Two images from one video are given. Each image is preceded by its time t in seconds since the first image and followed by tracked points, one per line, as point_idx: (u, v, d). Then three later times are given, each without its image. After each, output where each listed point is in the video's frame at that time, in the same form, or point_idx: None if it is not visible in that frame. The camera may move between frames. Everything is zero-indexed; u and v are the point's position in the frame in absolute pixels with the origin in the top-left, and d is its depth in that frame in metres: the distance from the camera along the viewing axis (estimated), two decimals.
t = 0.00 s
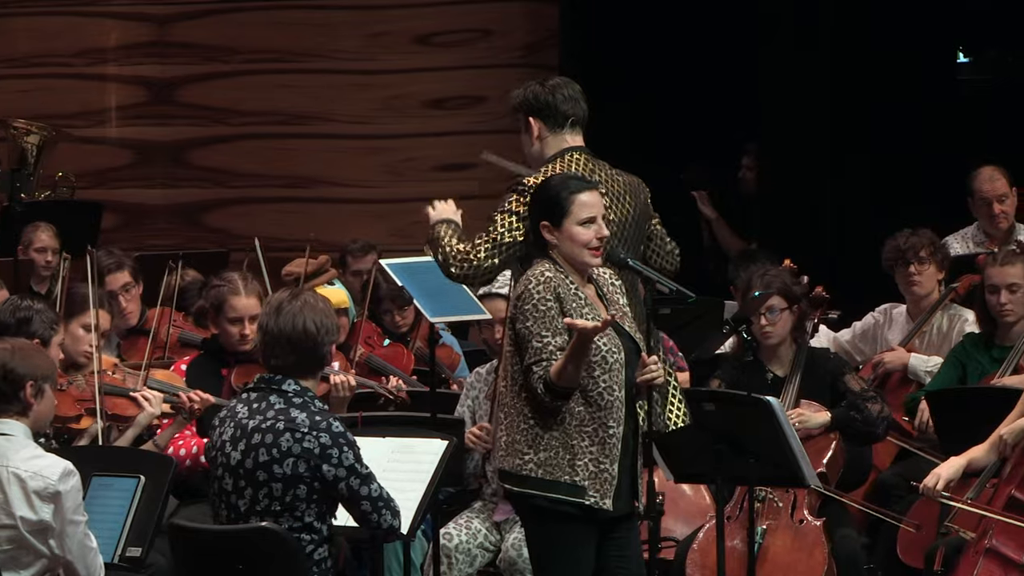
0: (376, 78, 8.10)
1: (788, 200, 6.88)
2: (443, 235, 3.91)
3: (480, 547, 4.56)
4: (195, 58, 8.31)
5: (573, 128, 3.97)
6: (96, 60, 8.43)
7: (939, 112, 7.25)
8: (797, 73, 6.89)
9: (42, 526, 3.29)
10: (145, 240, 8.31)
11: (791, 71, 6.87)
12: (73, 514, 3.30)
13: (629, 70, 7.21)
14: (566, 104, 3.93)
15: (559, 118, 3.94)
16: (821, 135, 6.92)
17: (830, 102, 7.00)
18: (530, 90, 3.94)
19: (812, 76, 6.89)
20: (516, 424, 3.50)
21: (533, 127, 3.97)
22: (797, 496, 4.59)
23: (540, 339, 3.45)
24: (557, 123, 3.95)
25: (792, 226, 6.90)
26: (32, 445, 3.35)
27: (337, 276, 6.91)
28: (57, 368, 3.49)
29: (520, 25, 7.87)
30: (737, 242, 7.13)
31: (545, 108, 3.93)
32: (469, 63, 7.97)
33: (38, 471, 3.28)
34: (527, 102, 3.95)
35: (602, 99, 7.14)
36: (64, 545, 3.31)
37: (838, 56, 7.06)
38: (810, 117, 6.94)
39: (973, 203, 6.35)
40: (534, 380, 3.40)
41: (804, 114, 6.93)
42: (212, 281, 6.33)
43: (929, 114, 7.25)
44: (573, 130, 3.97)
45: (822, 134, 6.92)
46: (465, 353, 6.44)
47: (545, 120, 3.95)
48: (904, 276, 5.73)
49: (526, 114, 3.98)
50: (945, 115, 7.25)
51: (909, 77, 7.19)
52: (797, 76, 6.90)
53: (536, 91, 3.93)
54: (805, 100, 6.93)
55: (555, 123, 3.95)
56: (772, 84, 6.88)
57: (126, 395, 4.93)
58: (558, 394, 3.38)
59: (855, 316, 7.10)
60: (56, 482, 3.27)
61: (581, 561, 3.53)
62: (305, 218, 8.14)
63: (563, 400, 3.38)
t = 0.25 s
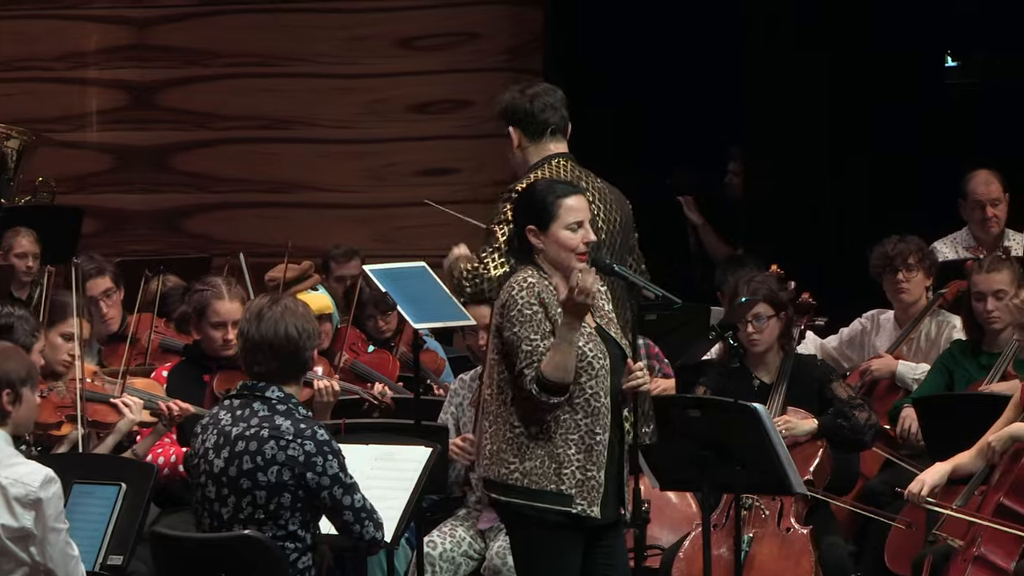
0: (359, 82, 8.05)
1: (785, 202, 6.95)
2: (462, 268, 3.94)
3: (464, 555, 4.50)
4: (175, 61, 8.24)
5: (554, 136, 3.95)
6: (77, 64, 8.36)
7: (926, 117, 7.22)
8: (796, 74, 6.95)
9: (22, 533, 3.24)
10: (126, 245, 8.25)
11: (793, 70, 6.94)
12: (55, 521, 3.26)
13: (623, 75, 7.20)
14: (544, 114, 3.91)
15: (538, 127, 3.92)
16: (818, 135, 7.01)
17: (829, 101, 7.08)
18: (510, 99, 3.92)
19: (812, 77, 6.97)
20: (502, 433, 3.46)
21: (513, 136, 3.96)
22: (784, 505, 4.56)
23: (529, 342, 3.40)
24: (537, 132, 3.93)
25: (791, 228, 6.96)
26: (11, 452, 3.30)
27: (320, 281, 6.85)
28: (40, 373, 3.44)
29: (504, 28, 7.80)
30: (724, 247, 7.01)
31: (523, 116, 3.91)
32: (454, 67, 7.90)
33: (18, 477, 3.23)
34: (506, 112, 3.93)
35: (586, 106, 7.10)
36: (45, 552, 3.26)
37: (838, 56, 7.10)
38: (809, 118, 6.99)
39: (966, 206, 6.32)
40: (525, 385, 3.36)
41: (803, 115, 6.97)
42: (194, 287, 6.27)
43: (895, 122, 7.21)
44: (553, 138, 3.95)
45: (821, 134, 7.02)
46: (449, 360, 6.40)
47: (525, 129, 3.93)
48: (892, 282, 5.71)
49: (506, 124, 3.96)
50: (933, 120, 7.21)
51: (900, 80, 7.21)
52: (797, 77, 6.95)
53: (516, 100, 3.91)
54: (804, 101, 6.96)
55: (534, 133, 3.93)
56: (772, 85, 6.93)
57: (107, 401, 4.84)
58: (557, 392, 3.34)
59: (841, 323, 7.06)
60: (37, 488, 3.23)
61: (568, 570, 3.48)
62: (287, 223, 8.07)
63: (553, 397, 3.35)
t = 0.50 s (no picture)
0: (347, 84, 8.02)
1: (785, 199, 7.05)
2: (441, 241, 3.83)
3: (453, 561, 4.45)
4: (161, 63, 8.19)
5: (536, 142, 3.90)
6: (63, 66, 8.32)
7: (918, 118, 7.16)
8: (797, 74, 7.09)
9: (8, 540, 3.17)
10: (112, 248, 8.20)
11: (796, 69, 7.08)
12: (40, 527, 3.21)
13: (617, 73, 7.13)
14: (524, 119, 3.86)
15: (519, 133, 3.88)
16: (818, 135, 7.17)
17: (830, 101, 7.21)
18: (491, 104, 3.88)
19: (813, 77, 7.12)
20: (492, 444, 3.43)
21: (499, 141, 3.94)
22: (774, 509, 4.54)
23: (529, 348, 3.38)
24: (519, 137, 3.89)
25: (788, 228, 7.06)
26: None
27: (307, 284, 6.81)
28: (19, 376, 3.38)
29: (492, 30, 7.77)
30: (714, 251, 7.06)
31: (505, 122, 3.87)
32: (442, 69, 7.88)
33: (4, 482, 3.17)
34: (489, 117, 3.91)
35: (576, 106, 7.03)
36: (29, 558, 3.21)
37: (839, 57, 7.17)
38: (811, 117, 7.15)
39: (962, 208, 6.30)
40: (545, 388, 3.31)
41: (806, 115, 7.13)
42: (181, 290, 6.24)
43: (889, 125, 7.18)
44: (536, 142, 3.90)
45: (820, 134, 7.17)
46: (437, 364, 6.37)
47: (508, 134, 3.90)
48: (883, 284, 5.71)
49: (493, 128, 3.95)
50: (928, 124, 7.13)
51: (892, 81, 7.16)
52: (800, 76, 7.09)
53: (497, 106, 3.87)
54: (809, 100, 7.13)
55: (517, 138, 3.89)
56: (774, 84, 7.04)
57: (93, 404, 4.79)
58: (579, 389, 3.33)
59: (831, 327, 7.10)
60: (24, 494, 3.17)
61: None
62: (273, 226, 8.03)
63: (577, 396, 3.33)
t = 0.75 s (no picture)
0: (336, 82, 7.97)
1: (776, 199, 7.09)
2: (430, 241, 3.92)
3: (443, 562, 4.39)
4: (149, 61, 8.14)
5: (525, 141, 3.87)
6: (50, 64, 8.27)
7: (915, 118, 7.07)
8: (791, 72, 7.09)
9: None
10: (101, 247, 8.16)
11: (791, 67, 7.08)
12: (28, 528, 3.17)
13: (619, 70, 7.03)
14: (513, 118, 3.83)
15: (508, 132, 3.86)
16: (817, 134, 7.13)
17: (830, 101, 7.14)
18: (481, 102, 3.85)
19: (812, 76, 7.10)
20: (487, 445, 3.39)
21: (487, 139, 3.91)
22: (766, 510, 4.53)
23: (528, 348, 3.35)
24: (509, 136, 3.86)
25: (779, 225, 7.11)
26: None
27: (296, 284, 6.77)
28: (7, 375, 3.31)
29: (482, 28, 7.72)
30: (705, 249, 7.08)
31: (493, 121, 3.84)
32: (432, 66, 7.84)
33: None
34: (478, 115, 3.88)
35: (567, 102, 6.99)
36: (16, 560, 3.16)
37: (839, 56, 7.10)
38: (807, 117, 7.13)
39: (959, 207, 6.28)
40: (556, 383, 3.28)
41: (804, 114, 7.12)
42: (169, 289, 6.19)
43: (887, 125, 7.10)
44: (527, 140, 3.87)
45: (819, 134, 7.13)
46: (427, 364, 6.33)
47: (497, 132, 3.87)
48: (875, 282, 5.68)
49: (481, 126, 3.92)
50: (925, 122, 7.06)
51: (890, 80, 7.07)
52: (795, 74, 7.08)
53: (487, 104, 3.84)
54: (804, 100, 7.11)
55: (506, 136, 3.86)
56: (767, 83, 7.04)
57: (80, 406, 4.75)
58: (586, 382, 3.33)
59: (825, 326, 7.09)
60: (10, 496, 3.12)
61: None
62: (262, 225, 7.98)
63: (585, 391, 3.32)
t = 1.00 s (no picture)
0: (328, 81, 7.93)
1: (772, 200, 7.07)
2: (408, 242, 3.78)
3: (437, 565, 4.35)
4: (140, 60, 8.10)
5: (517, 138, 3.84)
6: (41, 63, 8.22)
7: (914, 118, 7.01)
8: (788, 72, 7.05)
9: None
10: (92, 247, 8.12)
11: (788, 66, 7.05)
12: (19, 530, 3.13)
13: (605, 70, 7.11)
14: (504, 115, 3.80)
15: (499, 129, 3.82)
16: (816, 134, 7.10)
17: (829, 101, 7.12)
18: (470, 101, 3.82)
19: (811, 75, 7.08)
20: (483, 447, 3.35)
21: (478, 137, 3.88)
22: (763, 511, 4.50)
23: (526, 349, 3.30)
24: (499, 134, 3.83)
25: (774, 224, 7.08)
26: None
27: (289, 284, 6.74)
28: None
29: (476, 27, 7.69)
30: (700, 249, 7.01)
31: (484, 118, 3.81)
32: (425, 65, 7.80)
33: None
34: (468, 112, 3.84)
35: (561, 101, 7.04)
36: (10, 563, 3.14)
37: (838, 56, 7.08)
38: (806, 117, 7.12)
39: (955, 207, 6.26)
40: (556, 383, 3.25)
41: (802, 113, 7.11)
42: (161, 289, 6.15)
43: (886, 125, 7.05)
44: (517, 137, 3.84)
45: (819, 134, 7.10)
46: (420, 365, 6.30)
47: (487, 131, 3.84)
48: (871, 284, 5.65)
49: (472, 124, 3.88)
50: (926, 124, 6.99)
51: (889, 80, 7.02)
52: (792, 74, 7.05)
53: (476, 102, 3.81)
54: (801, 100, 7.09)
55: (496, 134, 3.83)
56: (763, 82, 7.01)
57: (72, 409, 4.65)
58: (586, 381, 3.30)
59: (821, 327, 7.05)
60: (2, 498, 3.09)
61: None
62: (255, 225, 7.95)
63: (585, 391, 3.29)
